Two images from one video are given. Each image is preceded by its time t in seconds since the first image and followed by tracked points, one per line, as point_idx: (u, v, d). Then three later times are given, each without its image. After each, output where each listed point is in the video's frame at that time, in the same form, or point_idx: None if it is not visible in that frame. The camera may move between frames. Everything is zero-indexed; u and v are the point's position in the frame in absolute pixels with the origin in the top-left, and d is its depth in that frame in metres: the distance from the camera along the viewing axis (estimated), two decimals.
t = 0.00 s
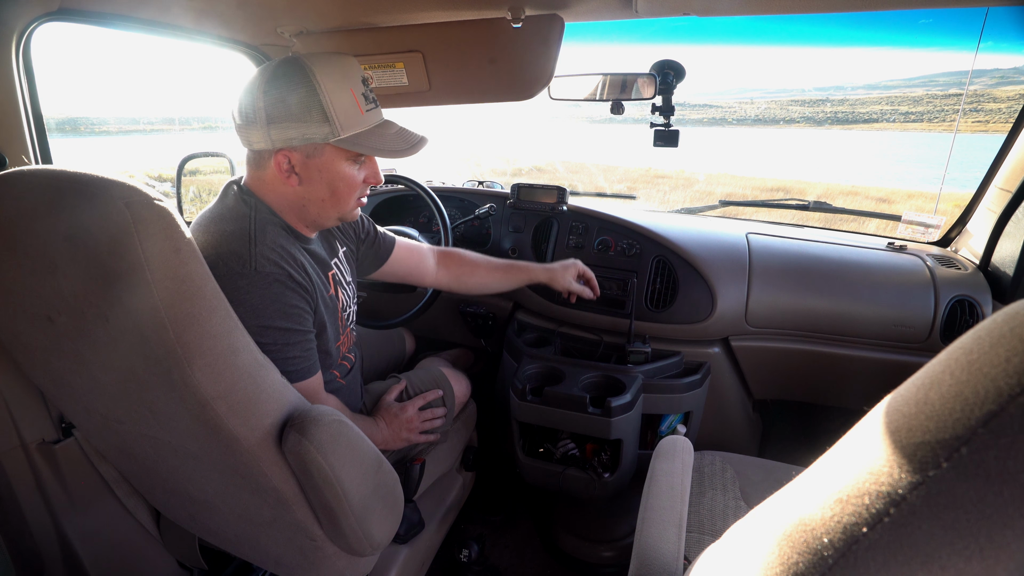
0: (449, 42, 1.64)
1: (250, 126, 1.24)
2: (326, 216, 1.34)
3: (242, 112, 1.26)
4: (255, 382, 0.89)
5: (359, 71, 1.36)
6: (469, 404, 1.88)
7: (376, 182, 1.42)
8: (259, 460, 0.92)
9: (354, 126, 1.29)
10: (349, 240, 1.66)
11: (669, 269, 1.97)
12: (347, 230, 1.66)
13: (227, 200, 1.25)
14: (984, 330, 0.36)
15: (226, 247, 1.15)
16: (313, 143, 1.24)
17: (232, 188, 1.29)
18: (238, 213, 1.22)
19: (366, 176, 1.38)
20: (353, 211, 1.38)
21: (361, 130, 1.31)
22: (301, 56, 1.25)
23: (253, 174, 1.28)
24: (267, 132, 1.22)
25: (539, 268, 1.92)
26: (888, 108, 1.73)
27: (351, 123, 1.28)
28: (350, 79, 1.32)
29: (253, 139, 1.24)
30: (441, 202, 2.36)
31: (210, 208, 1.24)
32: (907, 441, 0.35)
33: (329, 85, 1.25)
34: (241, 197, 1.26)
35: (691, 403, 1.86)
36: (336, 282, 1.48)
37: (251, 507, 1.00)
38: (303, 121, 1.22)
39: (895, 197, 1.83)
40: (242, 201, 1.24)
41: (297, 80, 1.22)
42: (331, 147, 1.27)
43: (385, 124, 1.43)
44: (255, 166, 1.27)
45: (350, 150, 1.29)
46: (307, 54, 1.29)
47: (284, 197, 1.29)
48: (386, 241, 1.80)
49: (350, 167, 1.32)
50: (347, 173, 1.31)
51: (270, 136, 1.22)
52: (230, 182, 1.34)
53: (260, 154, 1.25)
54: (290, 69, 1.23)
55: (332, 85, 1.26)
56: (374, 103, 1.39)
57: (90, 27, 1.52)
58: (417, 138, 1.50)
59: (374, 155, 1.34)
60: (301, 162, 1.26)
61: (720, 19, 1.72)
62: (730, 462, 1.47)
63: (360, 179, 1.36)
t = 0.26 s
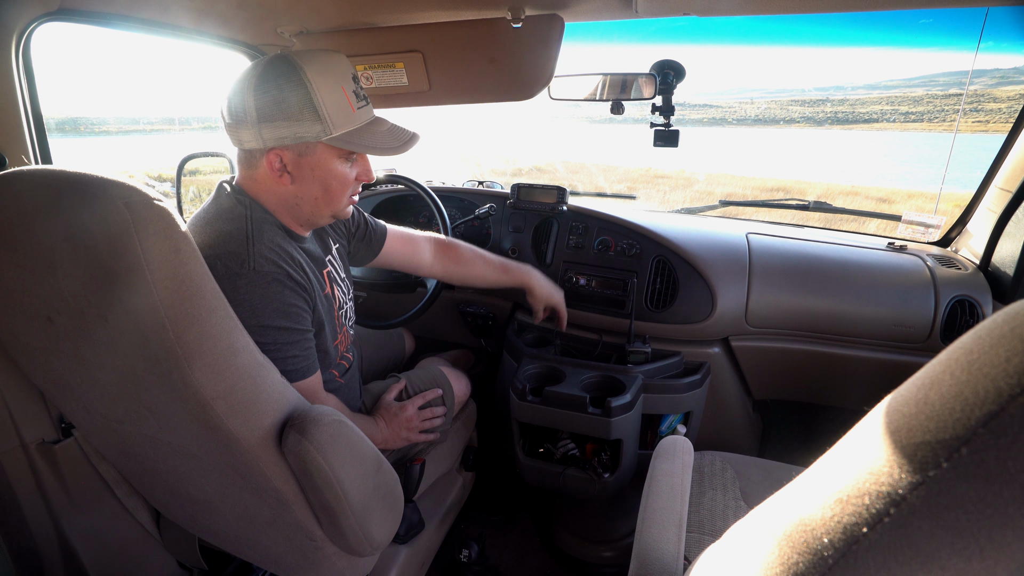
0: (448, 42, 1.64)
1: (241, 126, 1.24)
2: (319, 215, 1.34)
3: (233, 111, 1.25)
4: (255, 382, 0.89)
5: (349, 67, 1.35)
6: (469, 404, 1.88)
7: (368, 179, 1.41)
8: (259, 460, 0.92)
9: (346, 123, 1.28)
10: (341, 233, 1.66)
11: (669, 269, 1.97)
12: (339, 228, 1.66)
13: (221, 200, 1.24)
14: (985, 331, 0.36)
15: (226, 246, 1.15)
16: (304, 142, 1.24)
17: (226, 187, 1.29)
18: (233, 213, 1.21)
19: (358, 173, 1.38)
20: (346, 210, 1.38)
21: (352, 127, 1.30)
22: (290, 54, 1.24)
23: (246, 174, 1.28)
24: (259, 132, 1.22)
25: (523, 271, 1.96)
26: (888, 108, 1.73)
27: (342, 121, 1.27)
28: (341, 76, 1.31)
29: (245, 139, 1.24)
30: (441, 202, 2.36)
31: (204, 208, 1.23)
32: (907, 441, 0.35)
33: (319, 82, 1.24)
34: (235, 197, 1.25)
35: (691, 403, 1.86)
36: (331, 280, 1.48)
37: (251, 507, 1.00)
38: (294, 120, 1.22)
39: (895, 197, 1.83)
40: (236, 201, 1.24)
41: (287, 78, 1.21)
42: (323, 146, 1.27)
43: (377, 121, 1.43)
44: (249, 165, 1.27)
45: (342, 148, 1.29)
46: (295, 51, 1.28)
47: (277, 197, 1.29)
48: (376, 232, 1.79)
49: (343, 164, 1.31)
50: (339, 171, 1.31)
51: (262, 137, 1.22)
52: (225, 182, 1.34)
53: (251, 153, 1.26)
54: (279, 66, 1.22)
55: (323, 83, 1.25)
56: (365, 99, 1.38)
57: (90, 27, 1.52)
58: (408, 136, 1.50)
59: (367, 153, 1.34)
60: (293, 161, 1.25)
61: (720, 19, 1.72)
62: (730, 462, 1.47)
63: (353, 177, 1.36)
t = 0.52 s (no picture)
0: (448, 42, 1.64)
1: (245, 127, 1.24)
2: (323, 216, 1.34)
3: (237, 112, 1.26)
4: (255, 382, 0.90)
5: (352, 67, 1.35)
6: (469, 404, 1.88)
7: (373, 179, 1.41)
8: (259, 460, 0.92)
9: (349, 124, 1.28)
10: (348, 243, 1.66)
11: (669, 269, 1.97)
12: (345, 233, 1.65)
13: (227, 200, 1.25)
14: (985, 330, 0.36)
15: (227, 246, 1.15)
16: (307, 143, 1.23)
17: (232, 187, 1.29)
18: (239, 213, 1.21)
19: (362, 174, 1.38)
20: (350, 210, 1.38)
21: (356, 128, 1.30)
22: (292, 55, 1.24)
23: (252, 175, 1.28)
24: (262, 133, 1.22)
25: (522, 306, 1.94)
26: (888, 108, 1.73)
27: (345, 122, 1.27)
28: (344, 77, 1.31)
29: (249, 141, 1.24)
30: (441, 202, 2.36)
31: (210, 208, 1.24)
32: (907, 441, 0.35)
33: (322, 83, 1.24)
34: (241, 196, 1.26)
35: (691, 404, 1.86)
36: (337, 283, 1.48)
37: (251, 508, 1.00)
38: (297, 121, 1.22)
39: (895, 196, 1.83)
40: (241, 200, 1.24)
41: (289, 79, 1.22)
42: (326, 147, 1.27)
43: (382, 121, 1.42)
44: (253, 168, 1.27)
45: (347, 148, 1.28)
46: (299, 52, 1.28)
47: (281, 198, 1.29)
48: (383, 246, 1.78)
49: (346, 165, 1.31)
50: (343, 171, 1.31)
51: (265, 138, 1.22)
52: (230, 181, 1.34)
53: (256, 155, 1.26)
54: (282, 68, 1.22)
55: (325, 84, 1.25)
56: (368, 99, 1.38)
57: (90, 27, 1.52)
58: (413, 136, 1.48)
59: (371, 154, 1.34)
60: (297, 162, 1.25)
61: (720, 19, 1.72)
62: (730, 462, 1.47)
63: (357, 177, 1.35)
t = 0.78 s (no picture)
0: (448, 42, 1.64)
1: (242, 128, 1.25)
2: (322, 216, 1.34)
3: (234, 114, 1.27)
4: (255, 383, 0.89)
5: (348, 66, 1.35)
6: (469, 405, 1.88)
7: (372, 178, 1.41)
8: (259, 460, 0.92)
9: (344, 122, 1.28)
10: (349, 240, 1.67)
11: (669, 269, 1.97)
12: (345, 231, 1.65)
13: (226, 200, 1.25)
14: (985, 330, 0.36)
15: (227, 247, 1.15)
16: (302, 142, 1.23)
17: (232, 187, 1.29)
18: (239, 213, 1.21)
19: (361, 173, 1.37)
20: (349, 210, 1.38)
21: (351, 126, 1.30)
22: (286, 55, 1.25)
23: (250, 176, 1.28)
24: (258, 133, 1.23)
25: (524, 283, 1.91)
26: (888, 108, 1.73)
27: (339, 120, 1.27)
28: (339, 76, 1.31)
29: (246, 142, 1.25)
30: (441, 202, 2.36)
31: (210, 209, 1.24)
32: (907, 442, 0.35)
33: (317, 82, 1.24)
34: (240, 197, 1.25)
35: (691, 404, 1.86)
36: (337, 284, 1.48)
37: (251, 508, 1.00)
38: (292, 120, 1.22)
39: (895, 197, 1.83)
40: (241, 201, 1.24)
41: (283, 79, 1.22)
42: (322, 146, 1.27)
43: (380, 119, 1.42)
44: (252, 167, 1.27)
45: (343, 147, 1.28)
46: (295, 52, 1.29)
47: (280, 198, 1.29)
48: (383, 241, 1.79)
49: (344, 164, 1.31)
50: (341, 171, 1.31)
51: (261, 137, 1.22)
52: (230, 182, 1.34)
53: (254, 156, 1.26)
54: (277, 67, 1.23)
55: (319, 82, 1.25)
56: (365, 98, 1.38)
57: (90, 27, 1.52)
58: (410, 133, 1.48)
59: (369, 152, 1.34)
60: (294, 162, 1.25)
61: (720, 19, 1.72)
62: (730, 462, 1.47)
63: (355, 177, 1.35)
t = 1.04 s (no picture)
0: (448, 42, 1.64)
1: (242, 127, 1.25)
2: (320, 217, 1.34)
3: (235, 113, 1.27)
4: (255, 383, 0.90)
5: (349, 67, 1.36)
6: (469, 404, 1.88)
7: (371, 180, 1.40)
8: (259, 460, 0.92)
9: (343, 123, 1.28)
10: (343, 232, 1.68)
11: (669, 269, 1.97)
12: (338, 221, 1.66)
13: (224, 200, 1.25)
14: (985, 331, 0.36)
15: (226, 246, 1.15)
16: (301, 141, 1.23)
17: (230, 187, 1.29)
18: (236, 213, 1.22)
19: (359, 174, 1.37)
20: (347, 211, 1.37)
21: (350, 127, 1.30)
22: (288, 55, 1.26)
23: (249, 175, 1.28)
24: (257, 132, 1.23)
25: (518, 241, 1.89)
26: (888, 108, 1.73)
27: (338, 120, 1.27)
28: (340, 77, 1.31)
29: (245, 140, 1.25)
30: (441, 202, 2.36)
31: (207, 208, 1.24)
32: (907, 442, 0.35)
33: (316, 82, 1.25)
34: (238, 196, 1.26)
35: (691, 403, 1.86)
36: (335, 282, 1.48)
37: (251, 508, 1.00)
38: (290, 120, 1.22)
39: (895, 197, 1.83)
40: (238, 200, 1.24)
41: (283, 78, 1.22)
42: (320, 146, 1.26)
43: (379, 121, 1.42)
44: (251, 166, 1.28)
45: (341, 147, 1.28)
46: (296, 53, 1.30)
47: (277, 198, 1.29)
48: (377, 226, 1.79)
49: (342, 165, 1.31)
50: (339, 171, 1.30)
51: (260, 136, 1.23)
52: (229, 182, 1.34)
53: (253, 154, 1.26)
54: (277, 67, 1.23)
55: (319, 83, 1.25)
56: (365, 99, 1.38)
57: (90, 26, 1.52)
58: (410, 135, 1.47)
59: (368, 153, 1.33)
60: (291, 161, 1.25)
61: (720, 19, 1.72)
62: (730, 462, 1.47)
63: (353, 178, 1.35)
